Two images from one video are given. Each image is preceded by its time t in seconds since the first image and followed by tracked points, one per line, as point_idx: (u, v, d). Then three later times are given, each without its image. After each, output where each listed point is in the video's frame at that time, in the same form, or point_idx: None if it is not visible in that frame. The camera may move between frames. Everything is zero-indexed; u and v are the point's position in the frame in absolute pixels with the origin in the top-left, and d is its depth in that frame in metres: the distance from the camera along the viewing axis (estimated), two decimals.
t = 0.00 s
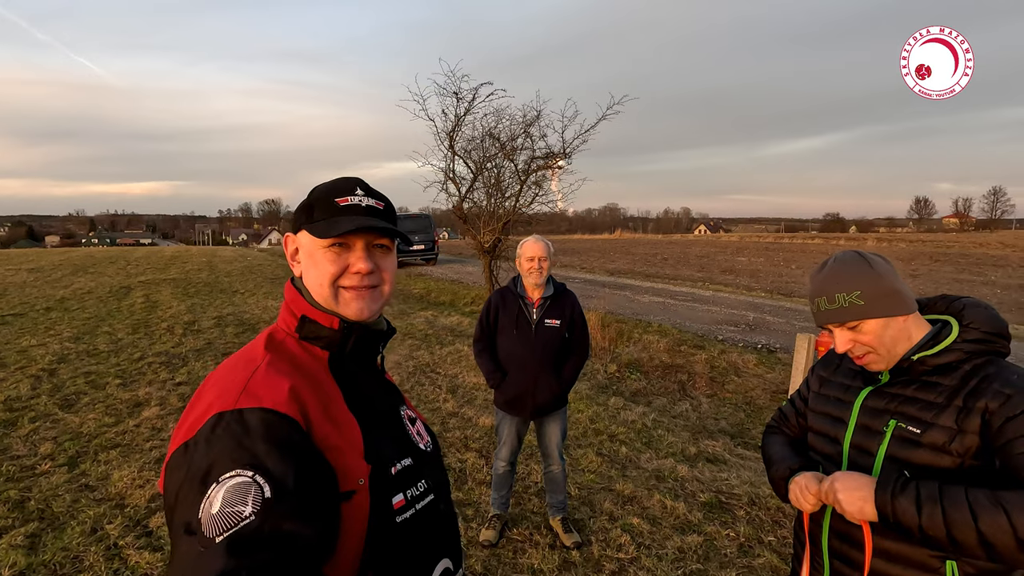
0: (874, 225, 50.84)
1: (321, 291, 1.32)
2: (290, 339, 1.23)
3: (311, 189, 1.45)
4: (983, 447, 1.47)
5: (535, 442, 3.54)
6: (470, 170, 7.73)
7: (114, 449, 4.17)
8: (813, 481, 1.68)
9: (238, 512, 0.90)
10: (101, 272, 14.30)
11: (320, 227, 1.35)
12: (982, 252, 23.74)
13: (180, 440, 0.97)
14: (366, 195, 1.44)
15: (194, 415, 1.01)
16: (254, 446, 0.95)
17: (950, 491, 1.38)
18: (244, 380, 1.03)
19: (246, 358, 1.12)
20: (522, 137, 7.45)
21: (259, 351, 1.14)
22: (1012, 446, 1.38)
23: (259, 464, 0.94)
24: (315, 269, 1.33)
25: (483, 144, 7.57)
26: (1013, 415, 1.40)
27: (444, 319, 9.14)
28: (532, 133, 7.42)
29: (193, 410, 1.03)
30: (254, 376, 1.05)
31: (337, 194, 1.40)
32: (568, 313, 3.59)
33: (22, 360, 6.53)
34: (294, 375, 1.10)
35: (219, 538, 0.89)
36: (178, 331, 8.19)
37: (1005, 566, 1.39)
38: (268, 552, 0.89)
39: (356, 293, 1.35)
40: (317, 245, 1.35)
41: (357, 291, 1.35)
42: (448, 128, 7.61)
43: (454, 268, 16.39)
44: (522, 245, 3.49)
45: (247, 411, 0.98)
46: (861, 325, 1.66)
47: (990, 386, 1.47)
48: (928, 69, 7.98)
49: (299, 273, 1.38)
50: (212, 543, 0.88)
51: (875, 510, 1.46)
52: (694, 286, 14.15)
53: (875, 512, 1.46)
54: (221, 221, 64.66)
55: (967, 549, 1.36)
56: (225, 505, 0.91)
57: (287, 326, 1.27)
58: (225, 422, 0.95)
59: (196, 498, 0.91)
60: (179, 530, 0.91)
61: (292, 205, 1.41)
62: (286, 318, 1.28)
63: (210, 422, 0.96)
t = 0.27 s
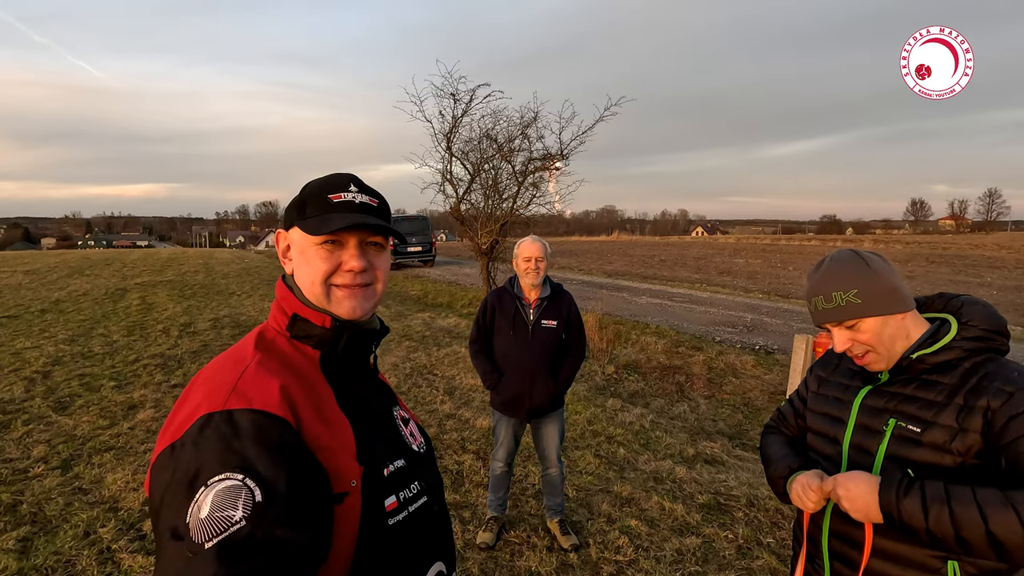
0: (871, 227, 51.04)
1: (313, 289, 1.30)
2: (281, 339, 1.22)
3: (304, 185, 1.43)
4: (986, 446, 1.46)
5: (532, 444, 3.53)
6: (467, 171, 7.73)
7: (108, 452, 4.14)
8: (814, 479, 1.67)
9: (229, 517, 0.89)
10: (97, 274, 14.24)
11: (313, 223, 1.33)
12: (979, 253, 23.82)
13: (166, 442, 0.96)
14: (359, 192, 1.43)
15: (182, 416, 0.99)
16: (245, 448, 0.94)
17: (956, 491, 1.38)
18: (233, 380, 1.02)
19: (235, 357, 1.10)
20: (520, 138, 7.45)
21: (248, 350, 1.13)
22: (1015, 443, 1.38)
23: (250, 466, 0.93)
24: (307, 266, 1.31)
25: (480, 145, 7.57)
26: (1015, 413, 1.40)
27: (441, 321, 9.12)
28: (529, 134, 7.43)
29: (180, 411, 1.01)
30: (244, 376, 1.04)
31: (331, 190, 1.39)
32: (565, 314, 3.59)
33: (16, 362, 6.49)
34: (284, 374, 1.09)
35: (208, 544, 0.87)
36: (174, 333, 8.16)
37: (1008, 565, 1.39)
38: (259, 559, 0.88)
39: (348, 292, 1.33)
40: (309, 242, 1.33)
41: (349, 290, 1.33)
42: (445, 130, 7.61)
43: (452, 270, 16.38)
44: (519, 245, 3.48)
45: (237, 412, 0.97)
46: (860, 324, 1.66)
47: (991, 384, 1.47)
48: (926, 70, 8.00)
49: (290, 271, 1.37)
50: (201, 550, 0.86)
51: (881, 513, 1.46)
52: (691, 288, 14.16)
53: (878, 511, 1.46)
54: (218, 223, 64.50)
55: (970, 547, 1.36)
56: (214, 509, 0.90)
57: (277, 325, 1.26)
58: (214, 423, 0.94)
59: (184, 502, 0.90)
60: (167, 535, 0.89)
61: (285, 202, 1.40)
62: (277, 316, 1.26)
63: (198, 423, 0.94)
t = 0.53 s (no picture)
0: (867, 229, 51.21)
1: (298, 281, 1.29)
2: (266, 332, 1.21)
3: (291, 175, 1.42)
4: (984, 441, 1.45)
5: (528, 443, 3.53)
6: (464, 172, 7.73)
7: (101, 453, 4.12)
8: (818, 475, 1.66)
9: (211, 518, 0.88)
10: (92, 275, 14.18)
11: (299, 214, 1.32)
12: (975, 255, 23.90)
13: (145, 439, 0.94)
14: (348, 183, 1.42)
15: (162, 412, 0.98)
16: (227, 446, 0.93)
17: (956, 492, 1.38)
18: (215, 375, 1.01)
19: (218, 352, 1.09)
20: (517, 139, 7.45)
21: (232, 345, 1.11)
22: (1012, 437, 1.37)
23: (233, 464, 0.92)
24: (293, 258, 1.31)
25: (477, 145, 7.57)
26: (1011, 406, 1.39)
27: (438, 322, 9.11)
28: (526, 135, 7.44)
29: (160, 407, 1.00)
30: (226, 371, 1.02)
31: (318, 181, 1.38)
32: (561, 313, 3.58)
33: (9, 363, 6.46)
34: (269, 369, 1.09)
35: (189, 545, 0.86)
36: (169, 335, 8.12)
37: (1007, 564, 1.38)
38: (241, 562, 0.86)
39: (335, 286, 1.33)
40: (295, 234, 1.32)
41: (336, 284, 1.33)
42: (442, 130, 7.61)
43: (449, 271, 16.36)
44: (514, 244, 3.48)
45: (219, 408, 0.96)
46: (855, 321, 1.66)
47: (987, 377, 1.47)
48: (924, 71, 8.01)
49: (277, 263, 1.36)
50: (183, 551, 0.85)
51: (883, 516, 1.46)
52: (689, 289, 14.17)
53: (878, 516, 1.47)
54: (215, 225, 64.37)
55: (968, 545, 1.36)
56: (196, 510, 0.88)
57: (263, 318, 1.25)
58: (195, 420, 0.93)
59: (164, 503, 0.89)
60: (145, 536, 0.88)
61: (273, 192, 1.39)
62: (262, 310, 1.26)
63: (178, 420, 0.93)
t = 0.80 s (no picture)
0: (864, 231, 51.39)
1: (284, 276, 1.27)
2: (249, 327, 1.20)
3: (278, 164, 1.39)
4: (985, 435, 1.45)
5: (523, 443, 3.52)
6: (461, 173, 7.73)
7: (93, 455, 4.09)
8: (822, 479, 1.64)
9: (196, 520, 0.87)
10: (87, 276, 14.12)
11: (286, 207, 1.30)
12: (971, 256, 24.00)
13: (123, 437, 0.93)
14: (338, 174, 1.41)
15: (140, 409, 0.96)
16: (211, 446, 0.92)
17: (960, 487, 1.37)
18: (197, 371, 0.99)
19: (201, 346, 1.08)
20: (514, 139, 7.46)
21: (215, 339, 1.10)
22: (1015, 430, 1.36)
23: (218, 465, 0.91)
24: (279, 252, 1.29)
25: (474, 146, 7.58)
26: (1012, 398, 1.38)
27: (435, 323, 9.09)
28: (523, 136, 7.44)
29: (138, 402, 0.98)
30: (208, 367, 1.01)
31: (306, 172, 1.36)
32: (558, 312, 3.57)
33: (2, 365, 6.41)
34: (253, 364, 1.07)
35: (174, 549, 0.85)
36: (163, 336, 8.08)
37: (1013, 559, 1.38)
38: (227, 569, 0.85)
39: (323, 282, 1.32)
40: (282, 227, 1.31)
41: (324, 280, 1.32)
42: (439, 130, 7.60)
43: (447, 272, 16.34)
44: (510, 242, 3.47)
45: (201, 406, 0.94)
46: (852, 319, 1.66)
47: (986, 369, 1.47)
48: (921, 71, 8.03)
49: (262, 256, 1.34)
50: (168, 556, 0.84)
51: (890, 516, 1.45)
52: (686, 290, 14.19)
53: (885, 514, 1.46)
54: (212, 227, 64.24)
55: (975, 541, 1.35)
56: (179, 512, 0.87)
57: (247, 312, 1.24)
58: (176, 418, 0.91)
59: (144, 504, 0.88)
60: (124, 539, 0.87)
61: (259, 183, 1.37)
62: (247, 304, 1.24)
63: (158, 418, 0.92)
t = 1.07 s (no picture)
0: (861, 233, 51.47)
1: (266, 266, 1.27)
2: (230, 317, 1.19)
3: (262, 151, 1.38)
4: (974, 427, 1.46)
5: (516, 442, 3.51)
6: (457, 173, 7.72)
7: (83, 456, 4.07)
8: (815, 480, 1.64)
9: (176, 517, 0.87)
10: (83, 278, 14.07)
11: (270, 193, 1.29)
12: (969, 257, 24.06)
13: (96, 430, 0.91)
14: (323, 162, 1.40)
15: (114, 401, 0.94)
16: (192, 440, 0.90)
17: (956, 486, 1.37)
18: (175, 362, 0.98)
19: (179, 337, 1.07)
20: (510, 139, 7.46)
21: (193, 331, 1.09)
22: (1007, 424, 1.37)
23: (198, 460, 0.90)
24: (261, 241, 1.28)
25: (470, 146, 7.58)
26: (1002, 391, 1.39)
27: (432, 324, 9.09)
28: (519, 136, 7.44)
29: (112, 394, 0.96)
30: (186, 358, 1.00)
31: (290, 159, 1.34)
32: (551, 311, 3.56)
33: None
34: (232, 355, 1.06)
35: (152, 549, 0.84)
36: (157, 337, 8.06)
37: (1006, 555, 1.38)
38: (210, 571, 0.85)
39: (306, 272, 1.30)
40: (264, 215, 1.30)
41: (308, 270, 1.30)
42: (435, 130, 7.60)
43: (444, 273, 16.33)
44: (504, 240, 3.46)
45: (179, 397, 0.93)
46: (846, 297, 1.65)
47: (973, 361, 1.48)
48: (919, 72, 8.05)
49: (244, 245, 1.33)
50: (146, 554, 0.84)
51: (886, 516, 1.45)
52: (683, 290, 14.20)
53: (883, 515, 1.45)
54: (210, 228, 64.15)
55: (970, 538, 1.35)
56: (159, 509, 0.87)
57: (227, 303, 1.23)
58: (152, 411, 0.90)
59: (121, 500, 0.86)
60: (99, 534, 0.85)
61: (241, 169, 1.35)
62: (227, 294, 1.23)
63: (132, 411, 0.90)
